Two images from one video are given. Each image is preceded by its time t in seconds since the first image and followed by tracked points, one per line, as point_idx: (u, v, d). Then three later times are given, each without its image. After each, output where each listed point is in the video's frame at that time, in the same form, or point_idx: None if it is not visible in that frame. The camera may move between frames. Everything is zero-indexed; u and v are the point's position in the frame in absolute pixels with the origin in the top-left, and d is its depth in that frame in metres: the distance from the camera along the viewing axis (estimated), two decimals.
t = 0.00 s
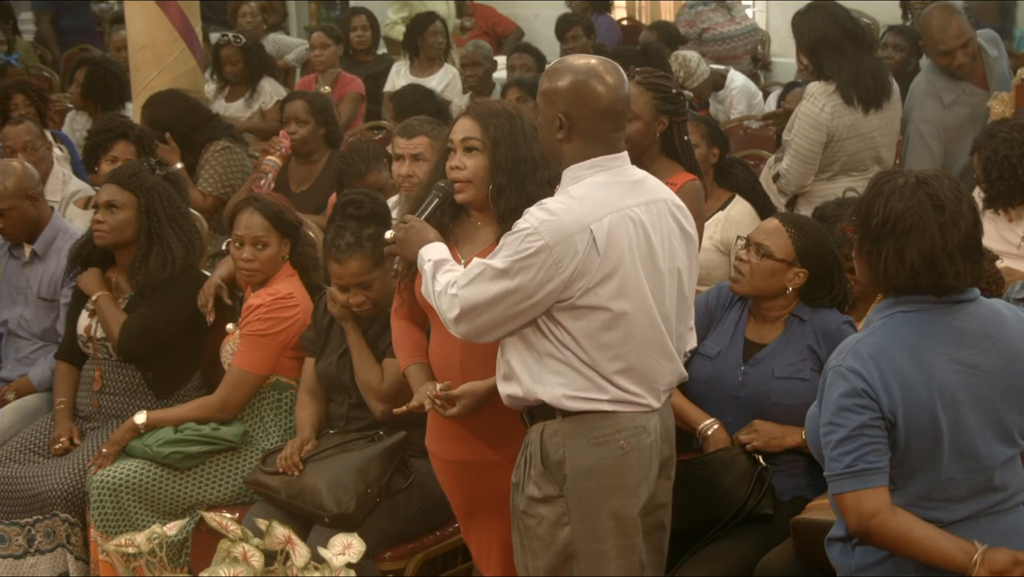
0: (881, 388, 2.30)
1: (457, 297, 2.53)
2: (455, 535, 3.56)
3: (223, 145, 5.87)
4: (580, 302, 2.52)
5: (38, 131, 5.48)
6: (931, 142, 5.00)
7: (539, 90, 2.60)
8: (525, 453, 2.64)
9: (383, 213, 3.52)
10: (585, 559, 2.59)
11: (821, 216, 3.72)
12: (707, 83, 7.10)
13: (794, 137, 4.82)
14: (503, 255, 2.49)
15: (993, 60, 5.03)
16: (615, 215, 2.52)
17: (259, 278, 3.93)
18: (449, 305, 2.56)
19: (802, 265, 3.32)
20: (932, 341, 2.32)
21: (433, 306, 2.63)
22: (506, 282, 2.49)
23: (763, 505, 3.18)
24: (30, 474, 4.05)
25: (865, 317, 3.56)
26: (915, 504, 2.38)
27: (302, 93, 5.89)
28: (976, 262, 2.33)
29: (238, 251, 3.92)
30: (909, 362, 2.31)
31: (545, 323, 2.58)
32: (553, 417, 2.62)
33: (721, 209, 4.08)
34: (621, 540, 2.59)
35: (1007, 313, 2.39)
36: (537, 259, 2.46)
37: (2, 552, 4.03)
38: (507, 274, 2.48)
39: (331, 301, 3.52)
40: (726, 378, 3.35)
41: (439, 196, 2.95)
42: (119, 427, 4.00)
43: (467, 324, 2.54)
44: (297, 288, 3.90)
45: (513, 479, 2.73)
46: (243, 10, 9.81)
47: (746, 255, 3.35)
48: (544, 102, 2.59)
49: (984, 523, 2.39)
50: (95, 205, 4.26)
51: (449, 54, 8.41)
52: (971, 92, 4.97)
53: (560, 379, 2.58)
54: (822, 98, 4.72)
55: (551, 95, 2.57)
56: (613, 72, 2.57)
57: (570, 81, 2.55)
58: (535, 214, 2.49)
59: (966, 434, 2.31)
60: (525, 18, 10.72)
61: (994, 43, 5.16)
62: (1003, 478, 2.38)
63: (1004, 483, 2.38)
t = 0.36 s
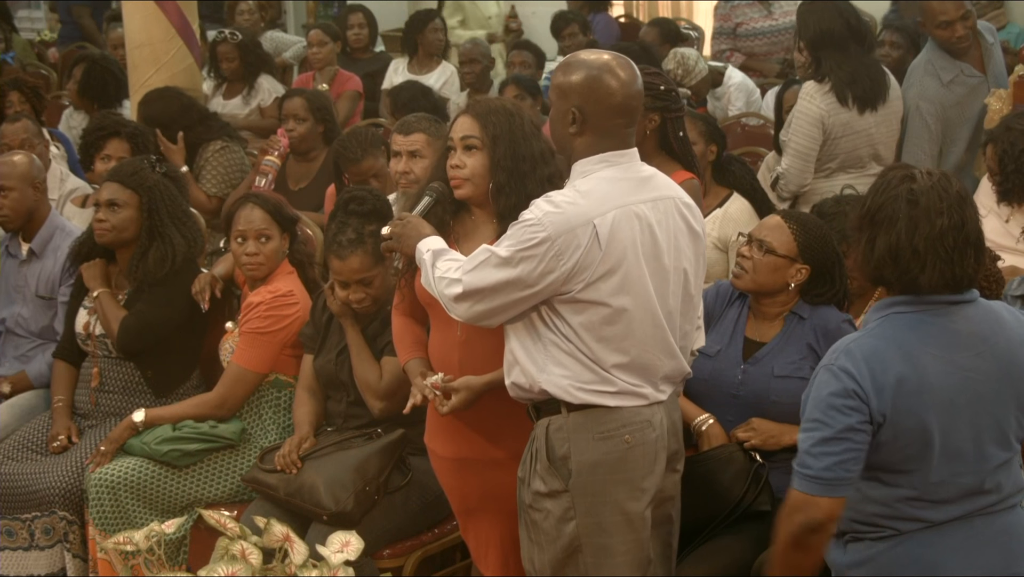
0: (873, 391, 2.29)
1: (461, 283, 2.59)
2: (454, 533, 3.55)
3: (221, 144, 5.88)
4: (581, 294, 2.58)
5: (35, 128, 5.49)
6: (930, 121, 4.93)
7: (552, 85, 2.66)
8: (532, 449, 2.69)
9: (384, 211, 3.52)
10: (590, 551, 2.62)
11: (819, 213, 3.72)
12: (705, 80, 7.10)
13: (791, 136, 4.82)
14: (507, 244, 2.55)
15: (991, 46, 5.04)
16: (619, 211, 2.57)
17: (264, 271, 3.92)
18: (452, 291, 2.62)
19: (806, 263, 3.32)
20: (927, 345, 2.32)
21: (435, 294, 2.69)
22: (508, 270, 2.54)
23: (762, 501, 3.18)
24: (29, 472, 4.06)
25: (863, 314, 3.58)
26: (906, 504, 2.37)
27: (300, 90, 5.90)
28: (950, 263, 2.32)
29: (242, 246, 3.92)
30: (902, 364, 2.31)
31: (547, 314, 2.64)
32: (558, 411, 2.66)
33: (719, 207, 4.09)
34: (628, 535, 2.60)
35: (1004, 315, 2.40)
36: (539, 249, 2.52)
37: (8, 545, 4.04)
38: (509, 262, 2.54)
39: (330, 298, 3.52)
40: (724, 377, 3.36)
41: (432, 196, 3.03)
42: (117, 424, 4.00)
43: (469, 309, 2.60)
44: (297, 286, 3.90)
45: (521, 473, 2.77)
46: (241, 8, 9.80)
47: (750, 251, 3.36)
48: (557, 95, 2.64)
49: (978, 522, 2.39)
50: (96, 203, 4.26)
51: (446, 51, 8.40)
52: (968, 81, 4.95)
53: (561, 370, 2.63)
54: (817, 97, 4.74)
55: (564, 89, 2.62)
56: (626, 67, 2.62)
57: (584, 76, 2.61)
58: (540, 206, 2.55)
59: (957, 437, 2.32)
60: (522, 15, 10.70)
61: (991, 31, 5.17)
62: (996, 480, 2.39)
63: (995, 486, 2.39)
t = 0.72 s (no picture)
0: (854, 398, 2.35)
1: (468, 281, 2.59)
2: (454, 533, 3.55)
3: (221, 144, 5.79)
4: (588, 292, 2.58)
5: (34, 128, 5.48)
6: (934, 112, 4.92)
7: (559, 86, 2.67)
8: (541, 447, 2.70)
9: (399, 211, 3.51)
10: (598, 549, 2.63)
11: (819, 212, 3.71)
12: (704, 80, 7.10)
13: (797, 136, 4.79)
14: (515, 242, 2.54)
15: (993, 45, 5.09)
16: (627, 210, 2.56)
17: (261, 271, 3.92)
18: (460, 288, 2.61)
19: (806, 263, 3.31)
20: (919, 350, 2.35)
21: (441, 292, 2.69)
22: (516, 268, 2.54)
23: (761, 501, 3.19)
24: (29, 471, 4.06)
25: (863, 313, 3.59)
26: (897, 506, 2.40)
27: (301, 90, 5.91)
28: (934, 271, 2.35)
29: (238, 247, 3.91)
30: (889, 370, 2.34)
31: (555, 312, 2.64)
32: (566, 410, 2.67)
33: (718, 207, 4.09)
34: (636, 534, 2.61)
35: (1004, 321, 2.41)
36: (547, 247, 2.52)
37: (9, 545, 4.03)
38: (517, 260, 2.54)
39: (337, 298, 3.52)
40: (723, 377, 3.35)
41: (435, 195, 3.05)
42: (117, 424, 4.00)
43: (477, 306, 2.60)
44: (295, 285, 3.90)
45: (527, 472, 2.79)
46: (240, 8, 9.80)
47: (751, 250, 3.35)
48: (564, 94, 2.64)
49: (973, 526, 2.40)
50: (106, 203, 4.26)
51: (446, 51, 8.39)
52: (970, 76, 4.94)
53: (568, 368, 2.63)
54: (822, 97, 4.73)
55: (572, 88, 2.62)
56: (633, 66, 2.62)
57: (591, 75, 2.60)
58: (549, 205, 2.55)
59: (947, 442, 2.35)
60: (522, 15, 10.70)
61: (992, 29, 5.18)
62: (992, 485, 2.40)
63: (990, 491, 2.39)
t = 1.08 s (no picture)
0: (844, 394, 2.36)
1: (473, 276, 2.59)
2: (454, 533, 3.56)
3: (220, 143, 5.75)
4: (592, 291, 2.58)
5: (34, 127, 5.48)
6: (934, 111, 4.94)
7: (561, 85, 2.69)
8: (545, 446, 2.69)
9: (399, 212, 3.49)
10: (602, 549, 2.63)
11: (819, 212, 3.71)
12: (703, 81, 7.10)
13: (798, 137, 4.79)
14: (520, 239, 2.55)
15: (998, 39, 5.02)
16: (632, 211, 2.57)
17: (261, 271, 3.92)
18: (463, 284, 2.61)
19: (806, 263, 3.31)
20: (912, 349, 2.36)
21: (445, 287, 2.69)
22: (520, 266, 2.54)
23: (764, 504, 3.18)
24: (28, 472, 4.05)
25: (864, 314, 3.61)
26: (889, 505, 2.40)
27: (304, 90, 5.92)
28: (926, 270, 2.36)
29: (239, 247, 3.91)
30: (890, 368, 2.35)
31: (559, 310, 2.64)
32: (571, 410, 2.67)
33: (717, 207, 4.09)
34: (642, 533, 2.62)
35: (1004, 323, 2.41)
36: (551, 246, 2.52)
37: (8, 546, 4.03)
38: (521, 258, 2.54)
39: (340, 298, 3.52)
40: (723, 376, 3.35)
41: (440, 190, 3.01)
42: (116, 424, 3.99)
43: (481, 302, 2.61)
44: (295, 285, 3.90)
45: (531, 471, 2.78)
46: (240, 8, 9.79)
47: (751, 256, 3.34)
48: (569, 94, 2.63)
49: (970, 527, 2.40)
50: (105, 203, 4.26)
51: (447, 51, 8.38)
52: (970, 71, 4.94)
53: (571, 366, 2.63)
54: (822, 97, 4.73)
55: (577, 88, 2.62)
56: (638, 65, 2.62)
57: (596, 76, 2.60)
58: (555, 203, 2.55)
59: (939, 442, 2.35)
60: (521, 15, 10.70)
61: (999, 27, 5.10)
62: (990, 487, 2.39)
63: (986, 493, 2.39)
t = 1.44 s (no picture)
0: (841, 393, 2.38)
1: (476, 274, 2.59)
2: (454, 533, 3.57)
3: (220, 143, 5.76)
4: (594, 290, 2.58)
5: (34, 127, 5.48)
6: (927, 111, 4.94)
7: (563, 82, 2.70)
8: (548, 445, 2.69)
9: (390, 212, 3.53)
10: (606, 548, 2.62)
11: (818, 213, 3.71)
12: (701, 82, 7.11)
13: (795, 138, 4.79)
14: (523, 237, 2.54)
15: (997, 41, 5.03)
16: (635, 210, 2.56)
17: (262, 271, 3.92)
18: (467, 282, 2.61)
19: (812, 259, 3.36)
20: (909, 346, 2.36)
21: (447, 284, 2.68)
22: (524, 264, 2.54)
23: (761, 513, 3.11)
24: (28, 472, 4.05)
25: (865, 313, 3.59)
26: (892, 504, 2.41)
27: (306, 89, 5.93)
28: (919, 265, 2.36)
29: (238, 247, 3.91)
30: (890, 366, 2.35)
31: (562, 309, 2.64)
32: (574, 409, 2.66)
33: (717, 207, 4.10)
34: (645, 532, 2.62)
35: (1007, 321, 2.41)
36: (555, 244, 2.52)
37: (8, 548, 4.03)
38: (524, 256, 2.54)
39: (334, 298, 3.52)
40: (723, 378, 3.35)
41: (443, 190, 2.92)
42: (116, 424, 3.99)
43: (484, 300, 2.60)
44: (295, 285, 3.91)
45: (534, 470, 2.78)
46: (240, 8, 9.80)
47: (771, 266, 3.31)
48: (574, 93, 2.64)
49: (972, 525, 2.39)
50: (104, 203, 4.26)
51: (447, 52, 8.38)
52: (966, 72, 4.97)
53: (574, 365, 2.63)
54: (818, 98, 4.73)
55: (582, 88, 2.62)
56: (642, 65, 2.61)
57: (600, 75, 2.60)
58: (559, 202, 2.55)
59: (938, 438, 2.35)
60: (520, 15, 10.70)
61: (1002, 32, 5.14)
62: (994, 485, 2.39)
63: (989, 490, 2.38)
